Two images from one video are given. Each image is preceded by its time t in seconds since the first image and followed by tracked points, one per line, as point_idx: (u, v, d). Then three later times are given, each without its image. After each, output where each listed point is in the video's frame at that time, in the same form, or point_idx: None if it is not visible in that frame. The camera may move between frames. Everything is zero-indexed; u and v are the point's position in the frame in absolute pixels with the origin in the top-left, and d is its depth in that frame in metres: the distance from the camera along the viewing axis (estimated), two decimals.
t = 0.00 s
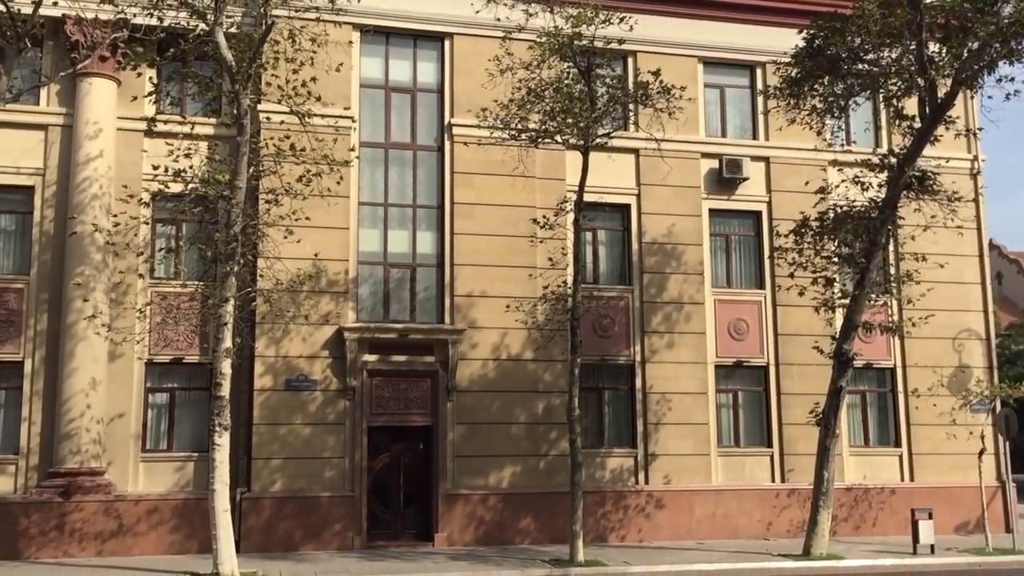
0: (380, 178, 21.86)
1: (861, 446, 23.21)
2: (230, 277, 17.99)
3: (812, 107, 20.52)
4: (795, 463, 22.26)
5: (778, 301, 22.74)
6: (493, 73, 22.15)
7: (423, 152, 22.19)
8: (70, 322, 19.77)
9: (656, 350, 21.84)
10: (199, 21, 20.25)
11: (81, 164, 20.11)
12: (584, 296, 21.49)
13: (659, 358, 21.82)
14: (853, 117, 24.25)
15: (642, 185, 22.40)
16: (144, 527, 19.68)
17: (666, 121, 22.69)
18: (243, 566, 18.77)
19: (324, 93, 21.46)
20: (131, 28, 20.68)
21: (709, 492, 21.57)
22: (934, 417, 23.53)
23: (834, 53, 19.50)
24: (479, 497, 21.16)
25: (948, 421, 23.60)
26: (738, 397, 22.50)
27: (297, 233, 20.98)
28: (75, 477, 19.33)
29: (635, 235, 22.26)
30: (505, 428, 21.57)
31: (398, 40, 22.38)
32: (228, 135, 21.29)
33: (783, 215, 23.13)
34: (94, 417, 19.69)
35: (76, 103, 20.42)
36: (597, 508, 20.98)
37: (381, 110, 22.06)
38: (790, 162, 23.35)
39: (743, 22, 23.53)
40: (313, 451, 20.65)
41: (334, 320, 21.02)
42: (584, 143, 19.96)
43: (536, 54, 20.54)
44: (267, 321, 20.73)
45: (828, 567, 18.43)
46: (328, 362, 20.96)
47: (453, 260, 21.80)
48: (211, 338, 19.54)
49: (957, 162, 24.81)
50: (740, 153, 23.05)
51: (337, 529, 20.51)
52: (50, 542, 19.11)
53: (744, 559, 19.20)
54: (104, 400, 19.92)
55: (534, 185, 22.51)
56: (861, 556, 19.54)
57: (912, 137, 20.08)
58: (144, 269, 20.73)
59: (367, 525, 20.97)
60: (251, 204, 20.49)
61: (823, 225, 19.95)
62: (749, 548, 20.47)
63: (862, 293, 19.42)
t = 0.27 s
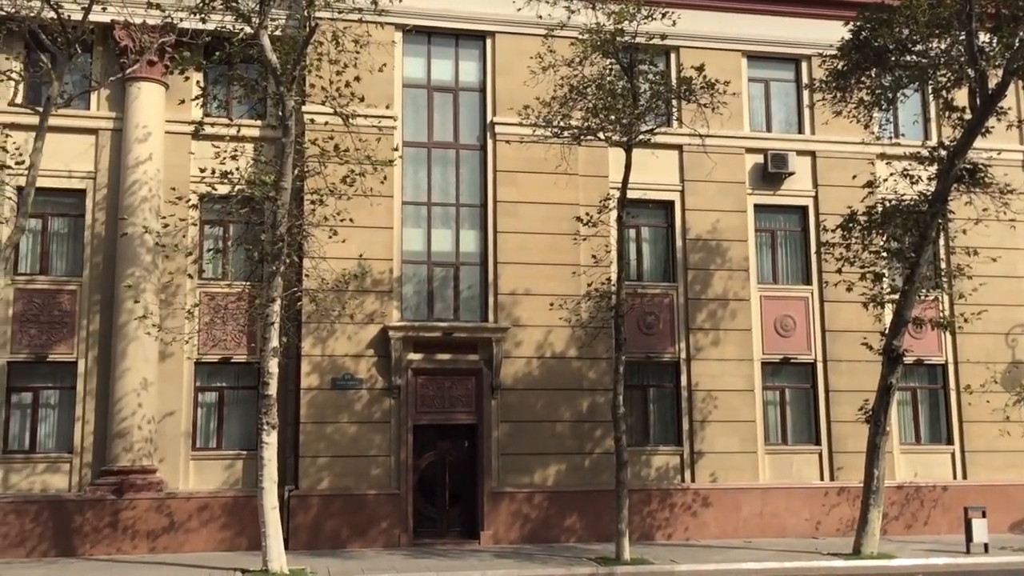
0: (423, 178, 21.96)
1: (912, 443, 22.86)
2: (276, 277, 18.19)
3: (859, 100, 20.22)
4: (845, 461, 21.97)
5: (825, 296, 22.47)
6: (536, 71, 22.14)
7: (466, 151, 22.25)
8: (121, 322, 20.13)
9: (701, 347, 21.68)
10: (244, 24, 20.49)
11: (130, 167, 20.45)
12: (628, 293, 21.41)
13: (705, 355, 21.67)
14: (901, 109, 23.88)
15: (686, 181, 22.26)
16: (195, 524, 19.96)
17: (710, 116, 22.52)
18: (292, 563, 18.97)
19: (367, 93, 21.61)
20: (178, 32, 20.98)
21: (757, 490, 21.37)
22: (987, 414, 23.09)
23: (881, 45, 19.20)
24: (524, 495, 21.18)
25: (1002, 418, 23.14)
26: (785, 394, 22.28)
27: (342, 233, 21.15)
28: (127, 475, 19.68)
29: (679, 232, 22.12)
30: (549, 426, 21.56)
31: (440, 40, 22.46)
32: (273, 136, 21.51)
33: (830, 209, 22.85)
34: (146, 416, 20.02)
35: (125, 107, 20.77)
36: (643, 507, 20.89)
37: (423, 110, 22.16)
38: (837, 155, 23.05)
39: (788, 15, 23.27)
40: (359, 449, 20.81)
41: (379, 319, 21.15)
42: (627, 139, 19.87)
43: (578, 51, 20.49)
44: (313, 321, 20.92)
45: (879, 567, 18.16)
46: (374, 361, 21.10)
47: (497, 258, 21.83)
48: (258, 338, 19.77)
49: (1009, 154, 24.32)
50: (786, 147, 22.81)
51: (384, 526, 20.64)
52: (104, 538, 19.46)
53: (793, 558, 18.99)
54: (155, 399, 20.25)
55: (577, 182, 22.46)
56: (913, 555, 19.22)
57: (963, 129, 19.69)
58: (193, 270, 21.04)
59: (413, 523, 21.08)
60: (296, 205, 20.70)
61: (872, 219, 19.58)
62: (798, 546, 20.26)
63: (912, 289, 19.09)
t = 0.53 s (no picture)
0: (463, 178, 22.03)
1: (961, 442, 22.49)
2: (319, 278, 18.34)
3: (904, 94, 19.91)
4: (892, 460, 21.67)
5: (871, 294, 22.19)
6: (575, 70, 22.10)
7: (506, 151, 22.28)
8: (168, 324, 20.41)
9: (744, 346, 21.51)
10: (285, 28, 20.69)
11: (175, 170, 20.73)
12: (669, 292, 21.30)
13: (748, 353, 21.49)
14: (948, 103, 23.51)
15: (727, 178, 22.11)
16: (241, 523, 20.17)
17: (751, 113, 22.34)
18: (336, 562, 19.10)
19: (408, 95, 21.71)
20: (221, 37, 21.23)
21: (802, 490, 21.15)
22: None
23: (926, 38, 18.90)
24: (566, 494, 21.15)
25: None
26: (830, 393, 22.03)
27: (383, 233, 21.27)
28: (175, 474, 19.96)
29: (721, 230, 21.98)
30: (591, 425, 21.51)
31: (479, 40, 22.51)
32: (315, 139, 21.69)
33: (875, 206, 22.55)
34: (192, 416, 20.28)
35: (170, 112, 21.06)
36: (686, 506, 20.76)
37: (463, 110, 22.23)
38: (882, 151, 22.75)
39: (830, 9, 23.00)
40: (402, 448, 20.90)
41: (421, 319, 21.24)
42: (667, 138, 19.76)
43: (618, 49, 20.43)
44: (355, 321, 21.06)
45: (928, 568, 17.86)
46: (416, 361, 21.19)
47: (537, 258, 21.82)
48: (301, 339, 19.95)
49: None
50: (829, 143, 22.56)
51: (427, 526, 20.71)
52: (152, 537, 19.74)
53: (839, 559, 18.76)
54: (201, 399, 20.50)
55: (618, 181, 22.39)
56: (963, 556, 18.89)
57: (1011, 122, 19.29)
58: (237, 272, 21.27)
59: (456, 522, 21.13)
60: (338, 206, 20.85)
61: (918, 215, 19.30)
62: (845, 547, 20.00)
63: (960, 285, 18.75)
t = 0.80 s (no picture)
0: (503, 178, 22.07)
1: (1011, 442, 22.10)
2: (361, 279, 18.46)
3: (950, 88, 19.60)
4: (940, 461, 21.35)
5: (917, 292, 21.88)
6: (615, 69, 22.03)
7: (545, 151, 22.28)
8: (212, 325, 20.64)
9: (787, 345, 21.30)
10: (326, 31, 20.85)
11: (219, 174, 20.97)
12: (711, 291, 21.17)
13: (791, 352, 21.29)
14: (995, 97, 23.12)
15: (769, 176, 21.93)
16: (285, 522, 20.34)
17: (794, 110, 22.13)
18: (379, 562, 19.20)
19: (447, 96, 21.79)
20: (263, 41, 21.44)
21: (848, 490, 20.90)
22: None
23: (972, 32, 18.58)
24: (608, 495, 21.08)
25: None
26: (876, 392, 21.76)
27: (423, 234, 21.36)
28: (220, 474, 20.19)
29: (763, 228, 21.80)
30: (633, 425, 21.43)
31: (518, 40, 22.54)
32: (356, 141, 21.85)
33: (920, 202, 22.24)
34: (237, 416, 20.50)
35: (213, 116, 21.31)
36: (730, 507, 20.60)
37: (502, 111, 22.28)
38: (928, 147, 22.43)
39: (873, 4, 22.72)
40: (444, 449, 20.96)
41: (462, 320, 21.29)
42: (708, 135, 19.59)
43: (658, 47, 20.34)
44: (397, 322, 21.16)
45: (978, 569, 17.55)
46: (457, 362, 21.26)
47: (578, 257, 21.79)
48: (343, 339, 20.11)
49: None
50: (873, 139, 22.28)
51: (469, 525, 20.75)
52: (198, 536, 19.97)
53: (886, 560, 18.51)
54: (245, 400, 20.72)
55: (658, 180, 22.28)
56: (1014, 558, 18.54)
57: None
58: (280, 274, 21.47)
59: (498, 523, 21.15)
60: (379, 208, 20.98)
61: (965, 212, 18.98)
62: (892, 548, 19.73)
63: (1009, 282, 18.41)
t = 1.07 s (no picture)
0: (545, 178, 22.08)
1: None
2: (404, 280, 18.54)
3: (1000, 82, 19.22)
4: (992, 461, 20.96)
5: (967, 289, 21.50)
6: (657, 67, 21.92)
7: (587, 150, 22.24)
8: (259, 326, 20.88)
9: (834, 343, 21.05)
10: (368, 33, 20.99)
11: (264, 176, 21.20)
12: (756, 289, 20.98)
13: (838, 351, 21.03)
14: None
15: (815, 172, 21.68)
16: (331, 520, 20.51)
17: (839, 106, 21.86)
18: (424, 560, 19.29)
19: (489, 96, 21.84)
20: (307, 44, 21.64)
21: (897, 491, 20.58)
22: None
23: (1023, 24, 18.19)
24: (653, 495, 20.98)
25: None
26: (926, 391, 21.43)
27: (466, 235, 21.43)
28: (267, 473, 20.42)
29: (808, 225, 21.56)
30: (678, 425, 21.31)
31: (559, 40, 22.53)
32: (399, 142, 21.99)
33: (970, 198, 21.85)
34: (283, 416, 20.72)
35: (259, 119, 21.55)
36: (776, 507, 20.41)
37: (544, 110, 22.29)
38: (978, 141, 22.03)
39: None
40: (488, 448, 21.01)
41: (504, 319, 21.32)
42: (752, 132, 19.25)
43: (700, 44, 20.15)
44: (440, 322, 21.25)
45: None
46: (500, 361, 21.29)
47: (620, 256, 21.72)
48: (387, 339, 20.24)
49: None
50: (921, 134, 21.93)
51: (513, 525, 20.77)
52: (247, 534, 20.20)
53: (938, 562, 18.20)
54: (291, 399, 20.94)
55: (701, 177, 22.13)
56: None
57: None
58: (324, 275, 21.67)
59: (543, 522, 21.15)
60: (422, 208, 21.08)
61: (1016, 208, 18.59)
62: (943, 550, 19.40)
63: None
